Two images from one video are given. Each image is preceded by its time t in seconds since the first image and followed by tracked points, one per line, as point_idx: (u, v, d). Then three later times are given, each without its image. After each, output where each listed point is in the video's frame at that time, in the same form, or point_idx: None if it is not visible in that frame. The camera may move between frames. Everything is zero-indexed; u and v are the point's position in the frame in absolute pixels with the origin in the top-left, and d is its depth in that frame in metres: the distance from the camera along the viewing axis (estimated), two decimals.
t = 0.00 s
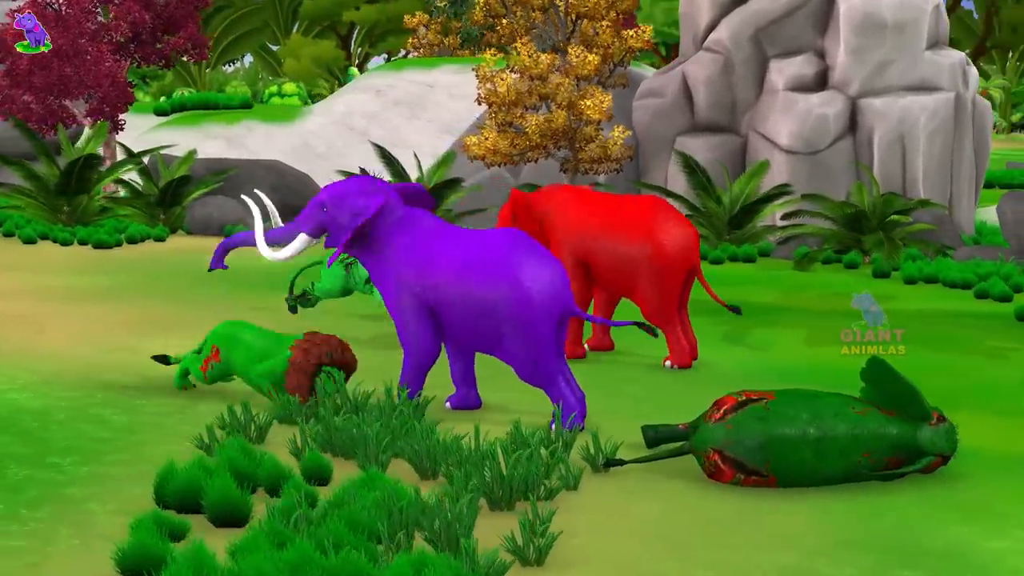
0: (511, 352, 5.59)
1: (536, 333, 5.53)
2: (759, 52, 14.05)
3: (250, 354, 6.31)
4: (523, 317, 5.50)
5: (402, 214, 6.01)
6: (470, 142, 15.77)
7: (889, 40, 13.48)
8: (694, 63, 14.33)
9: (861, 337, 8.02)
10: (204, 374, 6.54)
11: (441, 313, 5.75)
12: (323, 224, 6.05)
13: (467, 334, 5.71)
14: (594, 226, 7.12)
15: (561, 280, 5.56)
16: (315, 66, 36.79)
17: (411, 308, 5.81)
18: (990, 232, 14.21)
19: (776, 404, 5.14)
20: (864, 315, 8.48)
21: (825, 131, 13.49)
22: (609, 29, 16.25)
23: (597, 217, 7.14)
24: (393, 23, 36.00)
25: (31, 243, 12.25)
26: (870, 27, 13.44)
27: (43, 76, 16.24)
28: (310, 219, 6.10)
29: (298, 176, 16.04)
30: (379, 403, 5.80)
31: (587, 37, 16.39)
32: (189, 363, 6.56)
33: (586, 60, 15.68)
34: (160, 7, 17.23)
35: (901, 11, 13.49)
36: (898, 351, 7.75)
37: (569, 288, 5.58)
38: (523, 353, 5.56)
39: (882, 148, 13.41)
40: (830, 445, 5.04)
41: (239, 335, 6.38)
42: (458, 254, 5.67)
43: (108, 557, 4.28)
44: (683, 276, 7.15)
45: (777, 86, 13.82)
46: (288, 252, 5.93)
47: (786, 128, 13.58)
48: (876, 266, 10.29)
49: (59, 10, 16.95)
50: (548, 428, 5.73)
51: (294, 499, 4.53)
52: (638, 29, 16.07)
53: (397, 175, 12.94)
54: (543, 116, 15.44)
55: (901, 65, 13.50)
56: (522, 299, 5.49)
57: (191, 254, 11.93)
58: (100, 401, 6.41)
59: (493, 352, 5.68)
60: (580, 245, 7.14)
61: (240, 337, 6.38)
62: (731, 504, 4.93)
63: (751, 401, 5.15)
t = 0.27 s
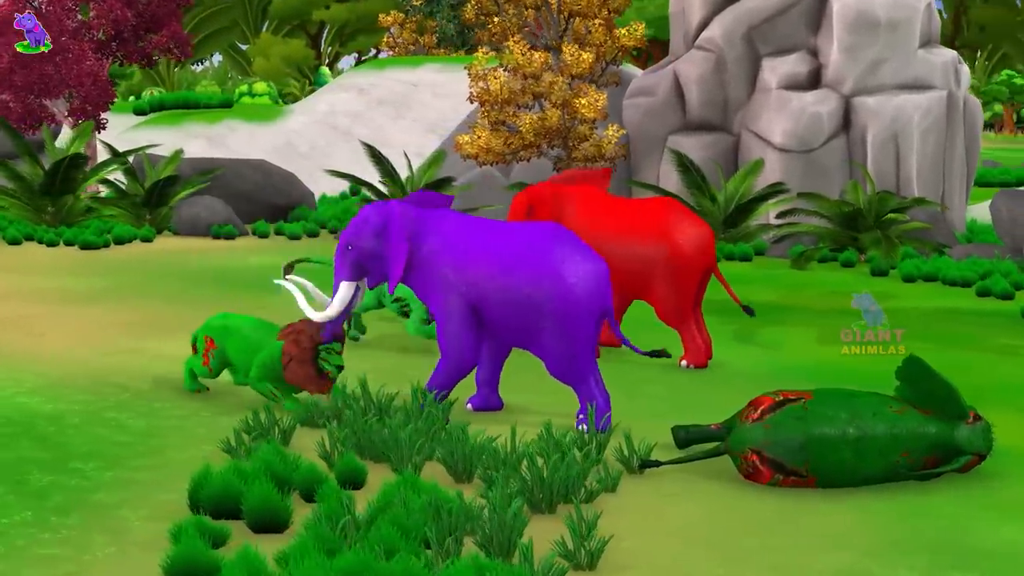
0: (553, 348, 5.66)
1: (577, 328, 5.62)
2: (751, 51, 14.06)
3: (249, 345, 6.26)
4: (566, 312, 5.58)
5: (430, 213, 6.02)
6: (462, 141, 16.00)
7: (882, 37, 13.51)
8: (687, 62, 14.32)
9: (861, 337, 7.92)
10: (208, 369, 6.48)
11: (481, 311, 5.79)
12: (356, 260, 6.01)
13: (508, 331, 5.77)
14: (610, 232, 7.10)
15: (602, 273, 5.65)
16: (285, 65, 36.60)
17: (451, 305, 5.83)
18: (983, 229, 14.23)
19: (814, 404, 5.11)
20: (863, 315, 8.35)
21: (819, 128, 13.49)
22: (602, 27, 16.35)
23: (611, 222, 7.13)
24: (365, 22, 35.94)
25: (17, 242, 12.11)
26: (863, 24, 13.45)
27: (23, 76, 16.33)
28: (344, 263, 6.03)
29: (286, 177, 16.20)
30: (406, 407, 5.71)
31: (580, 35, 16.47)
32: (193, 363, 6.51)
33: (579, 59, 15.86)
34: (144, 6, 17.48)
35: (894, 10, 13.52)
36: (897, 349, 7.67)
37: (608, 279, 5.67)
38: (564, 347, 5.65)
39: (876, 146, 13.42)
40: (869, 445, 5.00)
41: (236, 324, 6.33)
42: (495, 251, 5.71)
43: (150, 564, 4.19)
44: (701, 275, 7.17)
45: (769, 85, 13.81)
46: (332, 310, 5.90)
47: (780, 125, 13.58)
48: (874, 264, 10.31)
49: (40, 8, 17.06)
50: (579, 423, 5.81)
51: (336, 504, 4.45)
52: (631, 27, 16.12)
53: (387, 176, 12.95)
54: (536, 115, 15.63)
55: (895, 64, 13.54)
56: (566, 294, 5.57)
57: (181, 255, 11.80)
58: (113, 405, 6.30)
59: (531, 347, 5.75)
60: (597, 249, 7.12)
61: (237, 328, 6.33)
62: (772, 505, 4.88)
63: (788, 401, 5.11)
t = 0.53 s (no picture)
0: (581, 347, 5.67)
1: (607, 327, 5.63)
2: (744, 49, 14.07)
3: (235, 338, 6.21)
4: (597, 311, 5.58)
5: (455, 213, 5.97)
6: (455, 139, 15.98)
7: (877, 36, 13.66)
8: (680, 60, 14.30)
9: (862, 337, 7.89)
10: (201, 361, 6.44)
11: (509, 310, 5.77)
12: (391, 289, 5.99)
13: (536, 330, 5.75)
14: (625, 231, 7.17)
15: (631, 272, 5.66)
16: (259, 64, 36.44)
17: (478, 306, 5.79)
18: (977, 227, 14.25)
19: (848, 403, 5.07)
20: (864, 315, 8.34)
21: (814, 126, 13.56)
22: (595, 26, 16.30)
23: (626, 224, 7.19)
24: (339, 20, 35.83)
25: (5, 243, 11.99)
26: (858, 23, 13.62)
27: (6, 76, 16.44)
28: (382, 295, 6.01)
29: (276, 176, 16.19)
30: (433, 409, 5.65)
31: (573, 33, 16.43)
32: (186, 356, 6.48)
33: (575, 57, 15.78)
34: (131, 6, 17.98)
35: (888, 10, 13.69)
36: (900, 348, 7.63)
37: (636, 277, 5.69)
38: (593, 348, 5.65)
39: (871, 145, 13.59)
40: (904, 444, 4.98)
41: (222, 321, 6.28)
42: (524, 250, 5.69)
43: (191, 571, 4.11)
44: (714, 274, 7.26)
45: (764, 84, 13.86)
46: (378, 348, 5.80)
47: (775, 123, 13.63)
48: (872, 262, 10.33)
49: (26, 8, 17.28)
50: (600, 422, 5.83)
51: (376, 507, 4.37)
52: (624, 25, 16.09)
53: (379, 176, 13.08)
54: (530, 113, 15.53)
55: (889, 63, 13.69)
56: (597, 293, 5.57)
57: (173, 255, 11.67)
58: (127, 408, 6.20)
59: (558, 346, 5.75)
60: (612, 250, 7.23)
61: (222, 320, 6.29)
62: (808, 506, 4.85)
63: (821, 400, 5.08)
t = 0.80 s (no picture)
0: (601, 349, 5.52)
1: (625, 329, 5.48)
2: (739, 49, 14.09)
3: (225, 339, 6.24)
4: (615, 312, 5.45)
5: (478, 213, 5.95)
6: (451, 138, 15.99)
7: (871, 35, 13.66)
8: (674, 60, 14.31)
9: (860, 337, 7.84)
10: (185, 358, 6.53)
11: (528, 314, 5.66)
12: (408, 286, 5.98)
13: (554, 333, 5.62)
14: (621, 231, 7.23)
15: (652, 274, 5.50)
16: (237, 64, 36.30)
17: (495, 307, 5.70)
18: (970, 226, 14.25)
19: (876, 403, 5.06)
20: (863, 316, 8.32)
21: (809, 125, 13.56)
22: (591, 25, 16.25)
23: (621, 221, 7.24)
24: (318, 19, 35.75)
25: None
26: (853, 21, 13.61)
27: None
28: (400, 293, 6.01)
29: (265, 175, 16.23)
30: (454, 412, 5.58)
31: (568, 32, 16.46)
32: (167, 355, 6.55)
33: (571, 56, 15.78)
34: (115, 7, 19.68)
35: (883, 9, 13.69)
36: (901, 347, 7.59)
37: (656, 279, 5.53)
38: (610, 351, 5.51)
39: (867, 144, 13.62)
40: (932, 444, 4.96)
41: (213, 320, 6.32)
42: (542, 251, 5.59)
43: (226, 574, 4.05)
44: (714, 273, 7.25)
45: (759, 82, 13.86)
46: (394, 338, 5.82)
47: (771, 122, 13.65)
48: (870, 261, 10.35)
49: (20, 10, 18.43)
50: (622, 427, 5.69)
51: (409, 511, 4.32)
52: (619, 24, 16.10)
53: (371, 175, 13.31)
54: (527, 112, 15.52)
55: (884, 61, 13.71)
56: (615, 294, 5.43)
57: (166, 255, 11.58)
58: (139, 410, 6.12)
59: (576, 349, 5.62)
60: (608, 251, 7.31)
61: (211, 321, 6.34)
62: (840, 505, 4.82)
63: (849, 400, 5.07)
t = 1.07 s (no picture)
0: (618, 351, 5.54)
1: (643, 330, 5.50)
2: (735, 48, 14.10)
3: (230, 341, 6.22)
4: (635, 312, 5.46)
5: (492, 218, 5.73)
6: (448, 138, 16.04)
7: (868, 35, 13.70)
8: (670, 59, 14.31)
9: (861, 337, 7.78)
10: (189, 359, 6.47)
11: (548, 316, 5.60)
12: (422, 298, 5.62)
13: (573, 335, 5.60)
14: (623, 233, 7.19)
15: (669, 274, 5.52)
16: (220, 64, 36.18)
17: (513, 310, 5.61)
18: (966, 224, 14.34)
19: (897, 401, 5.05)
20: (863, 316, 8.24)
21: (806, 125, 13.62)
22: (586, 23, 16.27)
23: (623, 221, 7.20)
24: (302, 19, 35.69)
25: None
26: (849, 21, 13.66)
27: None
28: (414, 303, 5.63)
29: (259, 175, 16.19)
30: (472, 412, 5.55)
31: (565, 31, 16.49)
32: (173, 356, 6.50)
33: (568, 55, 15.86)
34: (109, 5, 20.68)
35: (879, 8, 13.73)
36: (901, 348, 7.54)
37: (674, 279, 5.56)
38: (628, 351, 5.53)
39: (863, 143, 13.67)
40: (954, 443, 4.94)
41: (220, 322, 6.27)
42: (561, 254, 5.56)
43: None
44: (718, 273, 7.24)
45: (755, 82, 13.87)
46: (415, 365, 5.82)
47: (768, 121, 13.67)
48: (869, 260, 10.37)
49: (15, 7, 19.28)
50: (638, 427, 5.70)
51: (436, 513, 4.29)
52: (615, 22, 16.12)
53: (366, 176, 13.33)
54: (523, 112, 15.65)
55: (880, 61, 13.75)
56: (634, 294, 5.45)
57: (161, 255, 11.52)
58: (149, 412, 6.06)
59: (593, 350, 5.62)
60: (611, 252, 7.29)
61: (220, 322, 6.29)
62: (864, 505, 4.79)
63: (871, 399, 5.05)
